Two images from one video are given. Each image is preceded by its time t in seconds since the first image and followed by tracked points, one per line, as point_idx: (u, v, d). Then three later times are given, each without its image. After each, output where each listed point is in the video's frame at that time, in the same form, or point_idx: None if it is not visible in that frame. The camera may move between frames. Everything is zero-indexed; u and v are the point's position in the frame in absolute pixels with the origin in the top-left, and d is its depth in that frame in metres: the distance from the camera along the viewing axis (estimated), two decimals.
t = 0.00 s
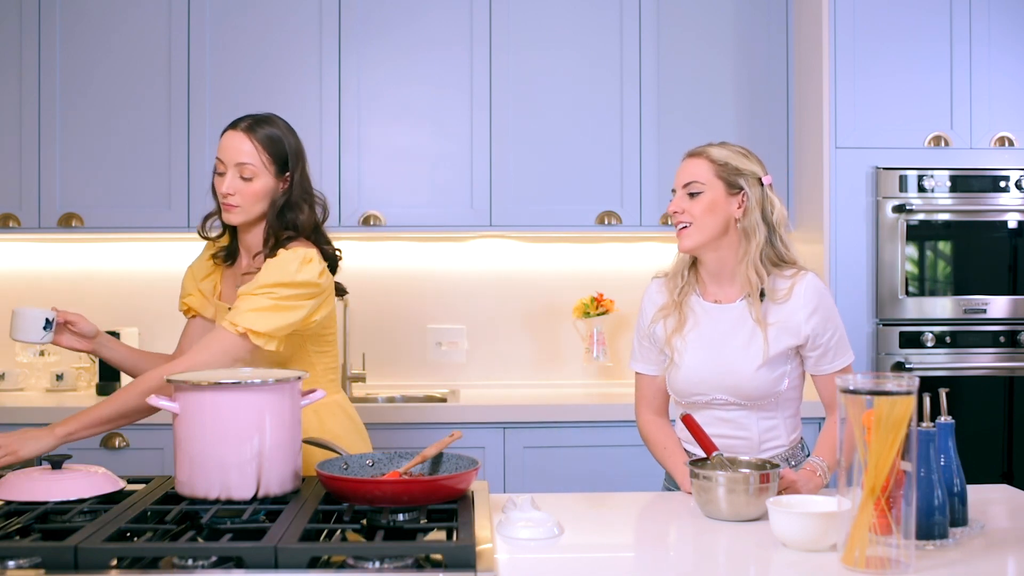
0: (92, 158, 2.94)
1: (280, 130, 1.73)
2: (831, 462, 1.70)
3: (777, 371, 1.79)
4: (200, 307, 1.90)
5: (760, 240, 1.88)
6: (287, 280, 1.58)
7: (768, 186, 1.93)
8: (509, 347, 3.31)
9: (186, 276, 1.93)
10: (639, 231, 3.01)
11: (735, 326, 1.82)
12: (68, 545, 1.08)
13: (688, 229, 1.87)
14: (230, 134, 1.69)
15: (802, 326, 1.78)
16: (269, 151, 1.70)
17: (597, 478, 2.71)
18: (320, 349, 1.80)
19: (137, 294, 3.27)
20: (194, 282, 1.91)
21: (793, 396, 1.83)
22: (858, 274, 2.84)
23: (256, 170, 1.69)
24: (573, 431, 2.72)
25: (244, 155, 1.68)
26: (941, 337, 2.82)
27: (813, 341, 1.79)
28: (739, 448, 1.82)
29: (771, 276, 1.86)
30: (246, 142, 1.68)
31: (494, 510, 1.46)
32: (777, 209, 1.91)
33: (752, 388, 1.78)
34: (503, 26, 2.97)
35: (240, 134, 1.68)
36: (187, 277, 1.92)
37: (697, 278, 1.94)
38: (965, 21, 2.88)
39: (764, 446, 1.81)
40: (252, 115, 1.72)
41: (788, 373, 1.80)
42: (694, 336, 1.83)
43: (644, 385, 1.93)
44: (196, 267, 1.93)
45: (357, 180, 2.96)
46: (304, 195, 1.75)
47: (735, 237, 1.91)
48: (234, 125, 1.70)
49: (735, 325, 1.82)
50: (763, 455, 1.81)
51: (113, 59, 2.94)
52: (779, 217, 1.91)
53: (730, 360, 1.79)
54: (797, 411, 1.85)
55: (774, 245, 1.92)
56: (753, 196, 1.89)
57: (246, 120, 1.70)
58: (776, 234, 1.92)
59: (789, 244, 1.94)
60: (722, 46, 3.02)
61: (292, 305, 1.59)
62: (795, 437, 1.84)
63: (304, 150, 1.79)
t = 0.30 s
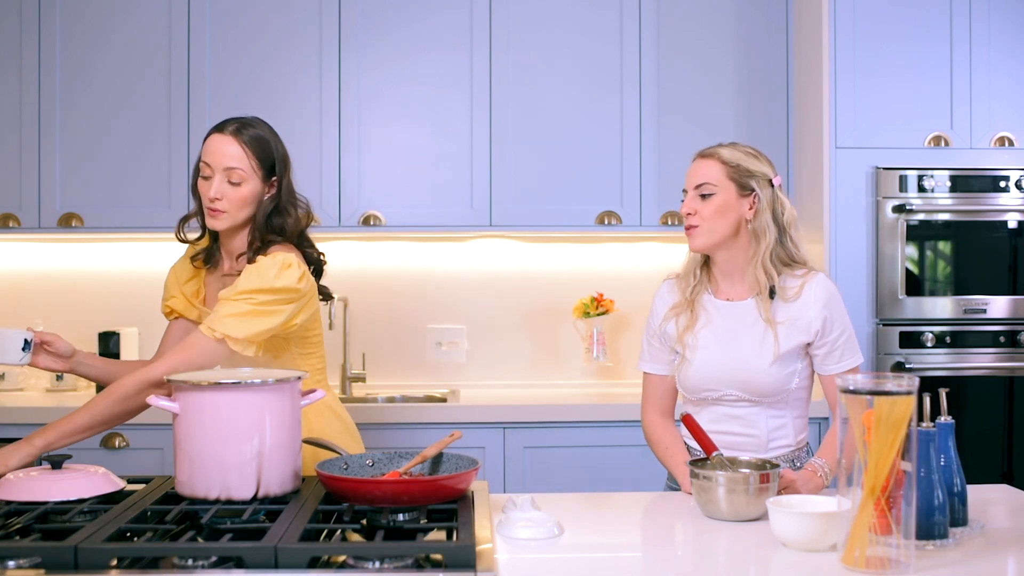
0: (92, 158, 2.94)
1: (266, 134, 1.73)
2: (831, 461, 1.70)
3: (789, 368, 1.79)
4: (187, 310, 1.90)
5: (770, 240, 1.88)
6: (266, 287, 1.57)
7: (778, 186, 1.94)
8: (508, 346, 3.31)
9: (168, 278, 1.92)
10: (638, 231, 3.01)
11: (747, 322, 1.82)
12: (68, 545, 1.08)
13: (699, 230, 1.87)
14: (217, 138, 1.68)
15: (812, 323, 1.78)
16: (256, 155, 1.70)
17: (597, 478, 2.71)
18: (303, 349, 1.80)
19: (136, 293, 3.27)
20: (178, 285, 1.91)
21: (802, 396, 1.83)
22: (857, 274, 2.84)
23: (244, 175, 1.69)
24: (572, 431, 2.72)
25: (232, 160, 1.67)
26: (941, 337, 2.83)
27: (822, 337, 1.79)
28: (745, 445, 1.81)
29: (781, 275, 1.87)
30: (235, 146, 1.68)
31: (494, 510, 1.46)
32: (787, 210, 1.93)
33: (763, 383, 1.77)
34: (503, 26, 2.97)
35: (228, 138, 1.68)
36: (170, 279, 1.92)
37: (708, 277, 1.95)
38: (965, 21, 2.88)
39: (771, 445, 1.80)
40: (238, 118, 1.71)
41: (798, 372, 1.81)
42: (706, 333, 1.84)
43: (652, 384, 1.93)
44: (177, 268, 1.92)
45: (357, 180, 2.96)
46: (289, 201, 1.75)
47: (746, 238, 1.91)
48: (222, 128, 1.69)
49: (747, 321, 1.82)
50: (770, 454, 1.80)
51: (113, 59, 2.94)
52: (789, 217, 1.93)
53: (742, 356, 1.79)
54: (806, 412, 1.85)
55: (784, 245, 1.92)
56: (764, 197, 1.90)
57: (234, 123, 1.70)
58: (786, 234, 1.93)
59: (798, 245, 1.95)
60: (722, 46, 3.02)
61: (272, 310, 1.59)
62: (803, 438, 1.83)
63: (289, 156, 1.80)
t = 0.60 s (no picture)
0: (92, 158, 2.94)
1: (265, 129, 1.73)
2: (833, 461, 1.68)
3: (795, 364, 1.79)
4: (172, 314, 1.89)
5: (787, 240, 1.88)
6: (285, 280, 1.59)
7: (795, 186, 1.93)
8: (508, 347, 3.31)
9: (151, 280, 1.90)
10: (638, 231, 3.01)
11: (757, 318, 1.84)
12: (68, 545, 1.08)
13: (718, 233, 1.88)
14: (220, 135, 1.67)
15: (822, 324, 1.78)
16: (260, 150, 1.71)
17: (597, 478, 2.71)
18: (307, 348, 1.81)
19: (136, 293, 3.27)
20: (164, 288, 1.89)
21: (809, 397, 1.82)
22: (857, 274, 2.84)
23: (251, 172, 1.69)
24: (572, 431, 2.72)
25: (238, 158, 1.67)
26: (941, 337, 2.82)
27: (831, 339, 1.78)
28: (746, 440, 1.81)
29: (795, 276, 1.87)
30: (241, 143, 1.68)
31: (494, 510, 1.46)
32: (804, 209, 1.92)
33: (767, 377, 1.78)
34: (503, 26, 2.97)
35: (233, 136, 1.67)
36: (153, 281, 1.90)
37: (725, 275, 1.96)
38: (965, 21, 2.88)
39: (771, 443, 1.79)
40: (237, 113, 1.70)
41: (805, 371, 1.80)
42: (716, 327, 1.87)
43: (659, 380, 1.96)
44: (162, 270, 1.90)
45: (357, 180, 2.96)
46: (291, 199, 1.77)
47: (764, 239, 1.91)
48: (223, 125, 1.68)
49: (757, 316, 1.84)
50: (769, 451, 1.79)
51: (113, 59, 2.94)
52: (805, 217, 1.92)
53: (749, 350, 1.81)
54: (811, 414, 1.84)
55: (801, 245, 1.92)
56: (783, 199, 1.89)
57: (237, 121, 1.69)
58: (803, 234, 1.92)
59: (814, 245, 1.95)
60: (722, 46, 3.02)
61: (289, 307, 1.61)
62: (805, 440, 1.82)
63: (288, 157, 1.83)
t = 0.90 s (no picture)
0: (91, 158, 2.94)
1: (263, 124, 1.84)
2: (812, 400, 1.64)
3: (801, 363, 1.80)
4: (154, 324, 1.85)
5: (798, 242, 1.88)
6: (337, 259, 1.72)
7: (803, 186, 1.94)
8: (508, 347, 3.31)
9: (125, 289, 1.86)
10: (638, 232, 3.01)
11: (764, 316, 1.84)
12: (68, 545, 1.08)
13: (732, 238, 1.88)
14: (251, 130, 1.74)
15: (828, 324, 1.78)
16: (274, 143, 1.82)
17: (597, 477, 2.72)
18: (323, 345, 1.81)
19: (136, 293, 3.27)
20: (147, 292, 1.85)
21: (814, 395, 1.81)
22: (857, 274, 2.84)
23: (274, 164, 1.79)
24: (572, 431, 2.71)
25: (268, 151, 1.77)
26: (941, 337, 2.82)
27: (837, 339, 1.78)
28: (752, 439, 1.78)
29: (804, 277, 1.87)
30: (267, 137, 1.77)
31: (494, 510, 1.46)
32: (812, 208, 1.92)
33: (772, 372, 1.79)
34: (503, 27, 2.97)
35: (259, 131, 1.76)
36: (128, 289, 1.86)
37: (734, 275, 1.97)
38: (965, 21, 2.88)
39: (776, 441, 1.77)
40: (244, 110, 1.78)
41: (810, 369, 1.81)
42: (723, 325, 1.88)
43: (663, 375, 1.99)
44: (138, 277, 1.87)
45: (357, 180, 2.96)
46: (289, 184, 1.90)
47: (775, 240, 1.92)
48: (245, 120, 1.75)
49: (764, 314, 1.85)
50: (773, 450, 1.77)
51: (113, 60, 2.94)
52: (813, 216, 1.92)
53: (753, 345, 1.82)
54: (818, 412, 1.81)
55: (811, 245, 1.92)
56: (794, 201, 1.89)
57: (253, 117, 1.77)
58: (812, 234, 1.92)
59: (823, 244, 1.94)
60: (722, 46, 3.02)
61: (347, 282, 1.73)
62: (811, 438, 1.80)
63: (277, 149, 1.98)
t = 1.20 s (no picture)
0: (91, 157, 2.94)
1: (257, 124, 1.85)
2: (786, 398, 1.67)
3: (804, 364, 1.80)
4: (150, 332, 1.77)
5: (800, 243, 1.88)
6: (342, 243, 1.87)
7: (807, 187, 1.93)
8: (508, 347, 3.31)
9: (117, 296, 1.76)
10: (638, 232, 3.01)
11: (765, 317, 1.85)
12: (68, 545, 1.08)
13: (735, 238, 1.88)
14: (253, 127, 1.75)
15: (830, 324, 1.78)
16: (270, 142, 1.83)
17: (597, 477, 2.72)
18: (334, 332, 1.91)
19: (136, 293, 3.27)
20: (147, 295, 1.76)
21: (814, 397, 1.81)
22: (857, 274, 2.84)
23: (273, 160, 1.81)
24: (572, 431, 2.71)
25: (268, 148, 1.78)
26: (941, 337, 2.82)
27: (839, 339, 1.77)
28: (753, 439, 1.78)
29: (808, 279, 1.87)
30: (267, 135, 1.79)
31: (494, 510, 1.46)
32: (815, 210, 1.91)
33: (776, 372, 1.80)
34: (503, 27, 2.97)
35: (259, 128, 1.77)
36: (122, 296, 1.76)
37: (736, 275, 1.97)
38: (965, 20, 2.88)
39: (777, 442, 1.77)
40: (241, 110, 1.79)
41: (812, 370, 1.81)
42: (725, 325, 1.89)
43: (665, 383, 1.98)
44: (132, 280, 1.77)
45: (357, 180, 2.96)
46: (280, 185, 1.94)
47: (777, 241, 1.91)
48: (245, 118, 1.76)
49: (765, 315, 1.85)
50: (774, 450, 1.77)
51: (113, 60, 2.94)
52: (817, 218, 1.91)
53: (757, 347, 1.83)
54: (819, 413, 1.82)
55: (813, 247, 1.91)
56: (797, 203, 1.89)
57: (252, 115, 1.79)
58: (815, 236, 1.91)
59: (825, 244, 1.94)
60: (722, 46, 3.02)
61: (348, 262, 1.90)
62: (813, 439, 1.79)
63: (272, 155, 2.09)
